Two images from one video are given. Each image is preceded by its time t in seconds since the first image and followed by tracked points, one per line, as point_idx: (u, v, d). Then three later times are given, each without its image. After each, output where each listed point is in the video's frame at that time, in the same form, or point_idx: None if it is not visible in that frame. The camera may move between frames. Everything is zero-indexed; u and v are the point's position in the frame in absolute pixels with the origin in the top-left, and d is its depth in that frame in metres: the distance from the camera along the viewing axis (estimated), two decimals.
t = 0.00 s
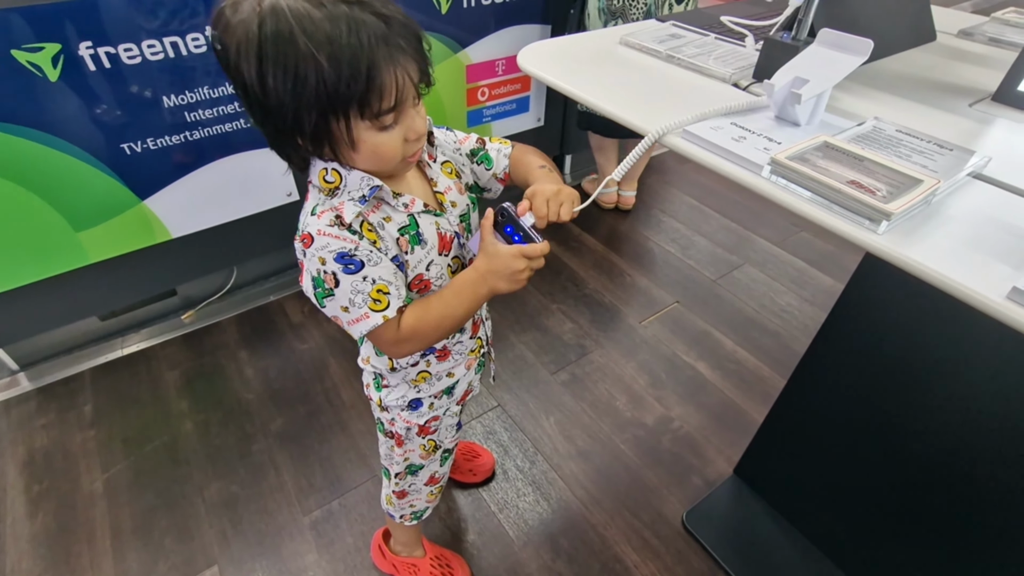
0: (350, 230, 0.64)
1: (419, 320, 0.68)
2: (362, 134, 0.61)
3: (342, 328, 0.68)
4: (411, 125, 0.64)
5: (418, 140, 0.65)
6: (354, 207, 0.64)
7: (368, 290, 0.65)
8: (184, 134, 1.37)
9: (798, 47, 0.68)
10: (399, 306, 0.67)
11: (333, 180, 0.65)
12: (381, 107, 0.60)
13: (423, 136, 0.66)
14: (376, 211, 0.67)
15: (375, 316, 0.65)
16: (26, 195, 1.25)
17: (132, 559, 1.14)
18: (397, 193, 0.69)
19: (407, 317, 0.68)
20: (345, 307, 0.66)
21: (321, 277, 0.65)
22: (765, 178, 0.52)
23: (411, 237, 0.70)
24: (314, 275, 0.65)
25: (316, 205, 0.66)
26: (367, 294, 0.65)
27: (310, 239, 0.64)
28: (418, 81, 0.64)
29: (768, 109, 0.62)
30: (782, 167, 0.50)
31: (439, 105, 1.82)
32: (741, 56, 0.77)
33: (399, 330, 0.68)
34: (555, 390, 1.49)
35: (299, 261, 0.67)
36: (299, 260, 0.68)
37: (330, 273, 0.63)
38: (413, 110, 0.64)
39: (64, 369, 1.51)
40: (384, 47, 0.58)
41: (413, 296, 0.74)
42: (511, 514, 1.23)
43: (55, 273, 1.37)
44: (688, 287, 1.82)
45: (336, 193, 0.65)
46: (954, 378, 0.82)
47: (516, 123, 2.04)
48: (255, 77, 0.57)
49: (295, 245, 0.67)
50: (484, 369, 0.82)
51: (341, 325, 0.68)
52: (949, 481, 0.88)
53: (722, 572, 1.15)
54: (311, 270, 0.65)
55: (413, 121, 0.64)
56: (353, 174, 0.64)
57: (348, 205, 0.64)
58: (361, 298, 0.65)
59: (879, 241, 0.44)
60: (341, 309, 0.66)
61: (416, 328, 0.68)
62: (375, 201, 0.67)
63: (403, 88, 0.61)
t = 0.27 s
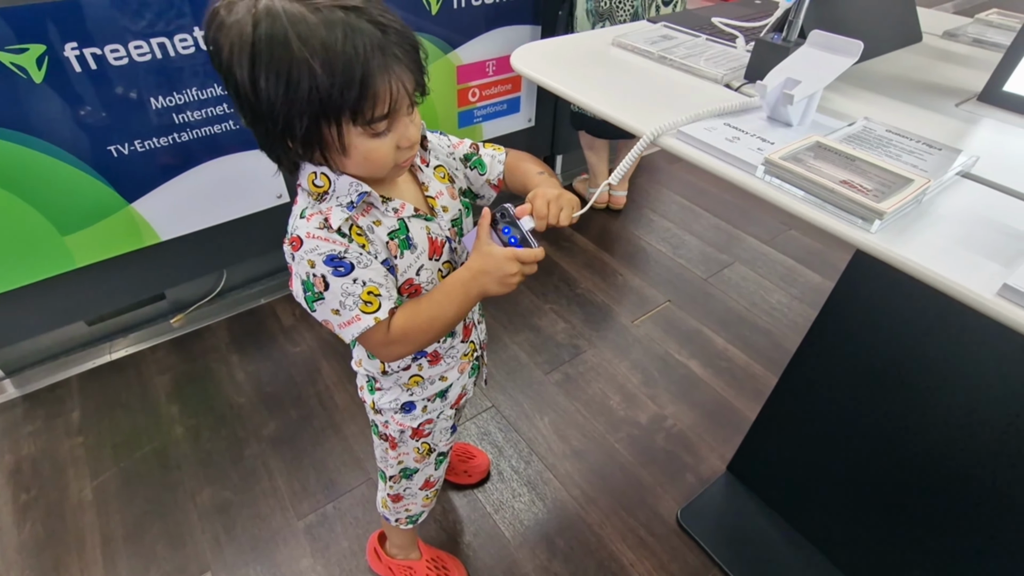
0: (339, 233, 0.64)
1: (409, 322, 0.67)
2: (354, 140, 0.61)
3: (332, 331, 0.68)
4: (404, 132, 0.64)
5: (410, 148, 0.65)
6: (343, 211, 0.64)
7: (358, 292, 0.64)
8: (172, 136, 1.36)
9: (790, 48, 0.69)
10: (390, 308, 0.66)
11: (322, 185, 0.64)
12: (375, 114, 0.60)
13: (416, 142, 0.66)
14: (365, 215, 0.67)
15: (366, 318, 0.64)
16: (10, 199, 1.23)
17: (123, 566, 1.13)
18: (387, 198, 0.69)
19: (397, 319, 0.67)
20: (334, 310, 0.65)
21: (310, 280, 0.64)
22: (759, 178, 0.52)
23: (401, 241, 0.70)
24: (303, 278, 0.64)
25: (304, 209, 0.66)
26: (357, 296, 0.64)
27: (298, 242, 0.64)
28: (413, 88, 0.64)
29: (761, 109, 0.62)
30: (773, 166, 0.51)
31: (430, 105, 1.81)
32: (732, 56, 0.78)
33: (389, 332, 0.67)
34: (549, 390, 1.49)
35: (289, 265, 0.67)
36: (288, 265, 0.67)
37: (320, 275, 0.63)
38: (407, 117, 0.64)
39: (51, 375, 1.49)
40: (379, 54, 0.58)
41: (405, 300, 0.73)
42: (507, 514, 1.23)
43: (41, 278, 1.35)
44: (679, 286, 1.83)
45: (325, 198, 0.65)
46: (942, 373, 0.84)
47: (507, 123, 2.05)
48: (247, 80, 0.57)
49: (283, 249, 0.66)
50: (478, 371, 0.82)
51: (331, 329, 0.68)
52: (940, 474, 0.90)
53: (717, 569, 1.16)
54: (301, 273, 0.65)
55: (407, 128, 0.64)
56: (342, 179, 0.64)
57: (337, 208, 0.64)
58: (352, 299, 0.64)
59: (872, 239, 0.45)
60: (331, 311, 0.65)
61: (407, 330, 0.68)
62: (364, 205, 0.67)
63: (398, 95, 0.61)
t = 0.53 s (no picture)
0: (333, 241, 0.63)
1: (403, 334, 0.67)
2: (351, 142, 0.61)
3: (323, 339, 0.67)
4: (401, 135, 0.64)
5: (407, 151, 0.65)
6: (338, 220, 0.64)
7: (351, 302, 0.64)
8: (161, 137, 1.35)
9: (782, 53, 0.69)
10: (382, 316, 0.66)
11: (315, 192, 0.64)
12: (372, 115, 0.60)
13: (412, 146, 0.66)
14: (359, 223, 0.67)
15: (357, 327, 0.64)
16: None
17: (113, 572, 1.12)
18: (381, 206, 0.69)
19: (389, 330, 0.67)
20: (326, 319, 0.65)
21: (302, 288, 0.64)
22: (754, 182, 0.53)
23: (394, 250, 0.69)
24: (295, 286, 0.64)
25: (297, 216, 0.65)
26: (350, 305, 0.64)
27: (291, 250, 0.63)
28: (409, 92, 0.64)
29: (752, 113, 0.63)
30: (768, 170, 0.51)
31: (423, 106, 1.81)
32: (724, 59, 0.79)
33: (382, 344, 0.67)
34: (543, 391, 1.49)
35: (280, 271, 0.66)
36: (280, 270, 0.67)
37: (313, 284, 0.62)
38: (403, 120, 0.64)
39: (38, 380, 1.47)
40: (378, 56, 0.58)
41: (396, 310, 0.73)
42: (502, 515, 1.23)
43: (29, 281, 1.33)
44: (671, 286, 1.84)
45: (318, 206, 0.64)
46: (930, 372, 0.85)
47: (499, 124, 2.05)
48: (243, 82, 0.56)
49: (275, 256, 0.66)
50: (470, 377, 0.82)
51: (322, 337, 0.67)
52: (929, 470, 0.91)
53: (711, 567, 1.17)
54: (293, 281, 0.64)
55: (403, 132, 0.64)
56: (336, 186, 0.64)
57: (332, 217, 0.64)
58: (344, 309, 0.64)
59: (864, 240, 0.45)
60: (322, 320, 0.65)
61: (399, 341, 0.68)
62: (358, 213, 0.67)
63: (395, 98, 0.61)
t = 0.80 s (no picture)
0: (326, 250, 0.63)
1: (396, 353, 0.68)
2: (342, 148, 0.60)
3: (312, 349, 0.67)
4: (392, 141, 0.63)
5: (398, 157, 0.65)
6: (331, 229, 0.64)
7: (343, 313, 0.64)
8: (149, 140, 1.33)
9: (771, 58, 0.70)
10: (372, 329, 0.66)
11: (305, 200, 0.64)
12: (366, 121, 0.59)
13: (403, 152, 0.66)
14: (350, 232, 0.66)
15: (349, 339, 0.65)
16: None
17: None
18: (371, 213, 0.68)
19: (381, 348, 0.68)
20: (317, 329, 0.64)
21: (293, 298, 0.63)
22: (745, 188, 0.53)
23: (385, 260, 0.69)
24: (285, 296, 0.63)
25: (287, 224, 0.64)
26: (341, 317, 0.64)
27: (283, 259, 0.62)
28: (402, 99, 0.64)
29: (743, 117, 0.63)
30: (760, 176, 0.52)
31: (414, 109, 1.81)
32: (714, 63, 0.79)
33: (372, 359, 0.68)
34: (536, 394, 1.49)
35: (269, 280, 0.65)
36: (269, 279, 0.66)
37: (305, 294, 0.62)
38: (395, 127, 0.64)
39: (23, 387, 1.45)
40: (374, 62, 0.58)
41: (385, 320, 0.73)
42: (495, 519, 1.23)
43: (14, 287, 1.31)
44: (662, 287, 1.85)
45: (309, 214, 0.64)
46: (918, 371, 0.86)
47: (490, 126, 2.04)
48: (234, 82, 0.55)
49: (264, 264, 0.65)
50: (458, 386, 0.82)
51: (311, 347, 0.67)
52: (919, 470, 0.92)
53: (704, 569, 1.17)
54: (282, 291, 0.63)
55: (395, 139, 0.64)
56: (327, 194, 0.63)
57: (324, 226, 0.63)
58: (335, 320, 0.64)
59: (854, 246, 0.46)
60: (313, 330, 0.64)
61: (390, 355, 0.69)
62: (350, 222, 0.66)
63: (389, 104, 0.61)
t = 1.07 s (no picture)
0: (313, 256, 0.60)
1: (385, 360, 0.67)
2: (326, 147, 0.57)
3: (297, 359, 0.64)
4: (379, 142, 0.61)
5: (385, 159, 0.62)
6: (318, 234, 0.61)
7: (330, 322, 0.61)
8: (133, 138, 1.29)
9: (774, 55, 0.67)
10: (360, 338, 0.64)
11: (289, 202, 0.61)
12: (351, 119, 0.57)
13: (391, 154, 0.63)
14: (337, 237, 0.64)
15: (335, 349, 0.62)
16: None
17: None
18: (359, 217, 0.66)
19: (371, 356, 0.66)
20: (302, 338, 0.62)
21: (277, 306, 0.60)
22: (748, 190, 0.50)
23: (373, 266, 0.67)
24: (269, 303, 0.60)
25: (270, 227, 0.61)
26: (328, 325, 0.61)
27: (266, 264, 0.59)
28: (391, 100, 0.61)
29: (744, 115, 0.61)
30: (765, 177, 0.49)
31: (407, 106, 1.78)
32: (714, 58, 0.77)
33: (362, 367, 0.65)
34: (531, 396, 1.47)
35: (251, 286, 0.62)
36: (250, 285, 0.63)
37: (291, 302, 0.59)
38: (383, 128, 0.61)
39: (6, 393, 1.41)
40: (362, 58, 0.55)
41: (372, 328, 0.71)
42: (490, 524, 1.21)
43: None
44: (659, 286, 1.82)
45: (294, 217, 0.61)
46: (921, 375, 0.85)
47: (484, 124, 2.02)
48: (211, 76, 0.52)
49: (245, 269, 0.62)
50: (450, 396, 0.82)
51: (296, 356, 0.64)
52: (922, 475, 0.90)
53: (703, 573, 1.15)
54: (266, 298, 0.60)
55: (383, 141, 0.61)
56: (313, 196, 0.61)
57: (310, 230, 0.60)
58: (322, 329, 0.61)
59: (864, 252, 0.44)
60: (298, 339, 0.62)
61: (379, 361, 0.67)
62: (337, 226, 0.63)
63: (377, 103, 0.58)
